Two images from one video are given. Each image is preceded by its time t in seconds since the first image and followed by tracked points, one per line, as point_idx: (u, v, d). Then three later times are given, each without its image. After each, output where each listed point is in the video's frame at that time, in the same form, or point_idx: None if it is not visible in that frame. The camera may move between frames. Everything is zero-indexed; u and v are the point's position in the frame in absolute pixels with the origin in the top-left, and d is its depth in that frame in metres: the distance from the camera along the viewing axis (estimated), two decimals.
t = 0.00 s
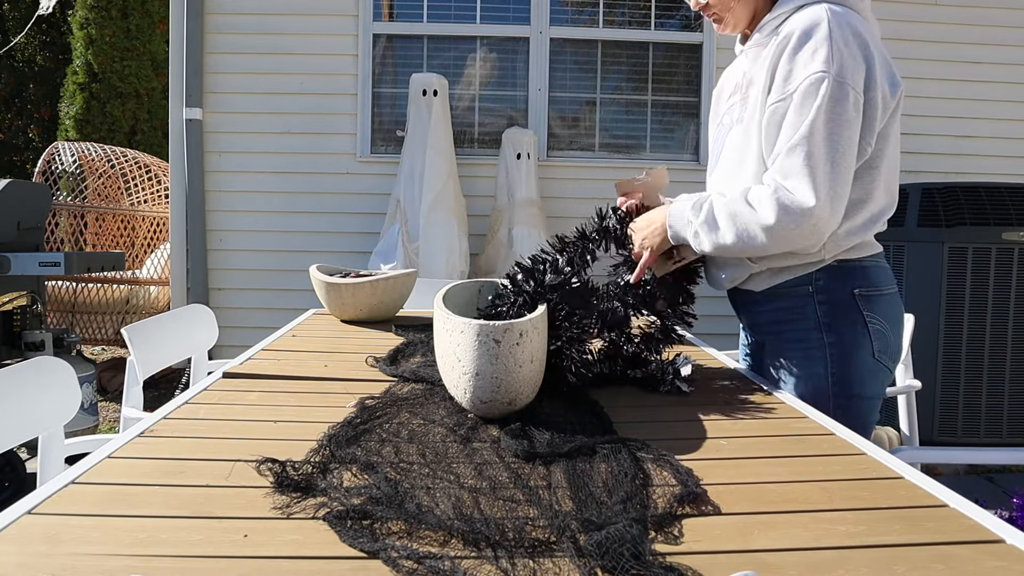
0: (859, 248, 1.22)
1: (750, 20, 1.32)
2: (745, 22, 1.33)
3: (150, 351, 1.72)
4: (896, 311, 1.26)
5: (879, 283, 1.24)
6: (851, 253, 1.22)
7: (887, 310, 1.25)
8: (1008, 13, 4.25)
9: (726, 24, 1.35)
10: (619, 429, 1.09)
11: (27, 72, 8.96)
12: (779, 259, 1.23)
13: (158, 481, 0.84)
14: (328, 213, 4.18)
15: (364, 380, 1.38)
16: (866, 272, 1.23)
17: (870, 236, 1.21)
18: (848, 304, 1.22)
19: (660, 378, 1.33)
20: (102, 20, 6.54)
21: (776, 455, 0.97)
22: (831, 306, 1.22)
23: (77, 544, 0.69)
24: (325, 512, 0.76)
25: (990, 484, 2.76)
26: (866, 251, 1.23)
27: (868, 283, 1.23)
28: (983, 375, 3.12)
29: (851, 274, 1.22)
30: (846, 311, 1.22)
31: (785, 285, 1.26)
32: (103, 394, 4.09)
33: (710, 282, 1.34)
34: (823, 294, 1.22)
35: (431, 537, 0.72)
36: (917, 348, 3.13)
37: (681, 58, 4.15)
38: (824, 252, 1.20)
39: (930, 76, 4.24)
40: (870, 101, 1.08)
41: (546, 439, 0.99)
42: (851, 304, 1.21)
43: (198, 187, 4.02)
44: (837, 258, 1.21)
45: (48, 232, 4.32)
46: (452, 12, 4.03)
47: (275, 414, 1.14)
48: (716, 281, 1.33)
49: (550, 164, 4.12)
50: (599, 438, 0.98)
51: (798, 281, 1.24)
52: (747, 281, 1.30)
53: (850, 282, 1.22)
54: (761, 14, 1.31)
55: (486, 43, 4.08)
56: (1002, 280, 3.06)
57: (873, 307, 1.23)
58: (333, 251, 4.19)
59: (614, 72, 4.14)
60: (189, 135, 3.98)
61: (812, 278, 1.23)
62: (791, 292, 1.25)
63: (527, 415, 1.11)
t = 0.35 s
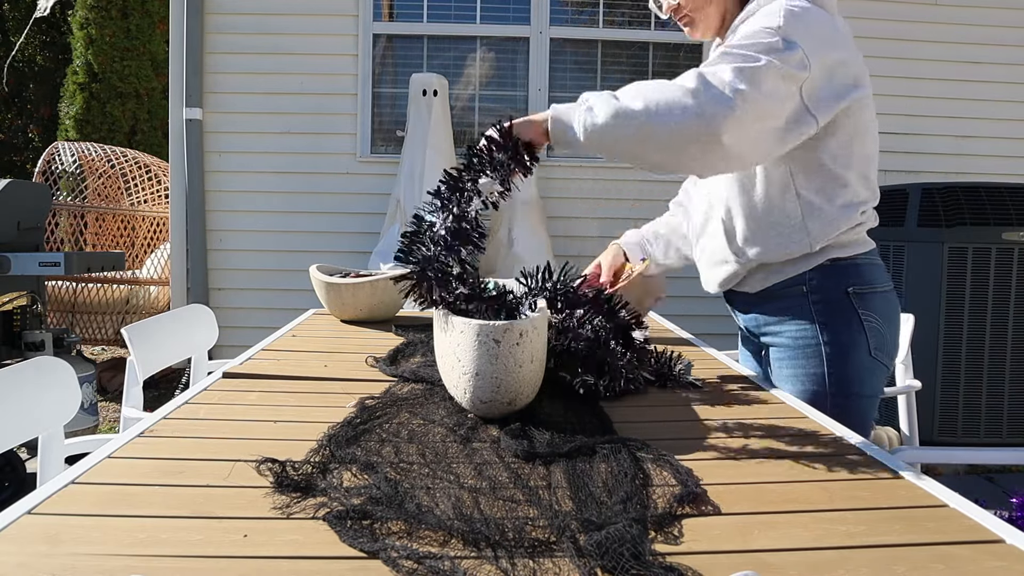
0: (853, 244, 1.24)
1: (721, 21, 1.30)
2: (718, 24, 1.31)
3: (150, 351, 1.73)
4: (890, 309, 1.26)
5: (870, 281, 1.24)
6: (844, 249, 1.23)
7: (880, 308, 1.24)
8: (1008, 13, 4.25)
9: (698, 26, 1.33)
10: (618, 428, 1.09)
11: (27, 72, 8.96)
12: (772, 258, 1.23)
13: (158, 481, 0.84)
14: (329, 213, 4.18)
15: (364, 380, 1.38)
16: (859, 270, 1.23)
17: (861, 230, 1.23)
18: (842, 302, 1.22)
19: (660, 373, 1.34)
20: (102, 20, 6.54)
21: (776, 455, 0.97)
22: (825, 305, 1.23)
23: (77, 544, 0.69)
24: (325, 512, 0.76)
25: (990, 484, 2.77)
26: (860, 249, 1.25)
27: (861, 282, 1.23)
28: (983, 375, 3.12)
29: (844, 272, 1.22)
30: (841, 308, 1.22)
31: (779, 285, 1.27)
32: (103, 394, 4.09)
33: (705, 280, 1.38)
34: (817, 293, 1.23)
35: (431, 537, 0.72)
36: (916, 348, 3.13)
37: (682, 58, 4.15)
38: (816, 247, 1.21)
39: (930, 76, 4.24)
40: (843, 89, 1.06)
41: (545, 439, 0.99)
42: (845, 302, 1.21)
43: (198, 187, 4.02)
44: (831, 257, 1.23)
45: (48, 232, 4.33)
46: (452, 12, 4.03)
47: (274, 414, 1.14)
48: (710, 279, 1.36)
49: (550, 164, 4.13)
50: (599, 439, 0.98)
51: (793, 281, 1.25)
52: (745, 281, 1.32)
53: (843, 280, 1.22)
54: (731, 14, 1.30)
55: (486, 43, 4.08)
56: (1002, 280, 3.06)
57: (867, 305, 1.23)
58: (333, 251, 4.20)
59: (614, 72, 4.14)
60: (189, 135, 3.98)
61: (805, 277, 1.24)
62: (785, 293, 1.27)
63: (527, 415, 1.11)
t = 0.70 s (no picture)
0: (847, 243, 1.24)
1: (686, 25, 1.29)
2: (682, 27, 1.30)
3: (150, 351, 1.73)
4: (884, 306, 1.26)
5: (863, 280, 1.24)
6: (833, 251, 1.22)
7: (874, 306, 1.25)
8: (1008, 12, 4.25)
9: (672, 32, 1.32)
10: (618, 428, 1.09)
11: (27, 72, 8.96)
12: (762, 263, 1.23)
13: (157, 481, 0.84)
14: (329, 213, 4.18)
15: (364, 380, 1.38)
16: (850, 270, 1.23)
17: (850, 232, 1.23)
18: (835, 303, 1.22)
19: (659, 372, 1.34)
20: (102, 20, 6.54)
21: (776, 455, 0.97)
22: (819, 307, 1.22)
23: (77, 544, 0.69)
24: (325, 512, 0.76)
25: (990, 484, 2.77)
26: (851, 244, 1.24)
27: (851, 280, 1.23)
28: (983, 375, 3.12)
29: (835, 273, 1.22)
30: (834, 310, 1.22)
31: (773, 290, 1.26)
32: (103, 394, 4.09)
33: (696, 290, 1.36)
34: (809, 295, 1.22)
35: (430, 537, 0.72)
36: (917, 348, 3.13)
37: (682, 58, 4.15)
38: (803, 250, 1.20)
39: (930, 76, 4.24)
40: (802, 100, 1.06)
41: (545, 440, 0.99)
42: (839, 303, 1.21)
43: (198, 187, 4.02)
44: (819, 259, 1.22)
45: (48, 232, 4.33)
46: (452, 12, 4.03)
47: (274, 414, 1.14)
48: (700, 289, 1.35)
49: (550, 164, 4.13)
50: (599, 439, 0.98)
51: (783, 287, 1.24)
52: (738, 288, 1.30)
53: (835, 281, 1.21)
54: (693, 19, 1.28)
55: (485, 43, 4.08)
56: (1002, 280, 3.06)
57: (860, 304, 1.23)
58: (333, 251, 4.20)
59: (614, 72, 4.14)
60: (189, 135, 3.98)
61: (797, 281, 1.23)
62: (779, 296, 1.25)
63: (527, 415, 1.11)
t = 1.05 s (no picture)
0: (845, 241, 1.23)
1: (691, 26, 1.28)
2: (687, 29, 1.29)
3: (151, 351, 1.73)
4: (884, 305, 1.26)
5: (864, 279, 1.23)
6: (832, 249, 1.21)
7: (873, 306, 1.24)
8: (1008, 12, 4.25)
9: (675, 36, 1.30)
10: (616, 428, 1.09)
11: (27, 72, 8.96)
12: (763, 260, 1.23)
13: (157, 481, 0.84)
14: (329, 213, 4.18)
15: (364, 380, 1.38)
16: (850, 269, 1.22)
17: (849, 229, 1.22)
18: (833, 302, 1.21)
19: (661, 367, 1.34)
20: (102, 20, 6.54)
21: (776, 455, 0.97)
22: (818, 305, 1.22)
23: (77, 544, 0.69)
24: (325, 512, 0.76)
25: (990, 483, 2.77)
26: (851, 245, 1.23)
27: (852, 279, 1.22)
28: (983, 375, 3.12)
29: (834, 272, 1.22)
30: (833, 308, 1.22)
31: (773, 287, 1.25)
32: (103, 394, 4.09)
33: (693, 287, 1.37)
34: (809, 294, 1.22)
35: (430, 537, 0.72)
36: (916, 348, 3.13)
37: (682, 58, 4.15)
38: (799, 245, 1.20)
39: (929, 76, 4.24)
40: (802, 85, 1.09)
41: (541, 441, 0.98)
42: (838, 301, 1.21)
43: (198, 187, 4.02)
44: (820, 257, 1.21)
45: (48, 232, 4.33)
46: (452, 12, 4.04)
47: (274, 414, 1.14)
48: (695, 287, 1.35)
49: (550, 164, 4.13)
50: (600, 439, 0.98)
51: (783, 284, 1.24)
52: (734, 286, 1.28)
53: (835, 279, 1.21)
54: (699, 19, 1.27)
55: (485, 43, 4.08)
56: (1001, 280, 3.06)
57: (859, 303, 1.23)
58: (333, 251, 4.20)
59: (614, 73, 4.14)
60: (189, 136, 3.98)
61: (797, 278, 1.23)
62: (778, 295, 1.25)
63: (526, 415, 1.11)
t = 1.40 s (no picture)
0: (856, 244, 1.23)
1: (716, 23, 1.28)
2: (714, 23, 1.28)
3: (151, 351, 1.73)
4: (892, 309, 1.26)
5: (873, 280, 1.24)
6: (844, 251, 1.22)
7: (882, 308, 1.25)
8: (1009, 12, 4.25)
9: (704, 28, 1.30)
10: (618, 428, 1.09)
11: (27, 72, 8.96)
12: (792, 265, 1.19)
13: (156, 481, 0.84)
14: (329, 213, 4.18)
15: (364, 380, 1.38)
16: (860, 270, 1.22)
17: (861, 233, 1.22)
18: (844, 302, 1.22)
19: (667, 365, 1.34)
20: (101, 20, 6.54)
21: (776, 456, 0.97)
22: (829, 305, 1.22)
23: (77, 544, 0.69)
24: (325, 512, 0.76)
25: (990, 484, 2.77)
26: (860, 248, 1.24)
27: (863, 281, 1.22)
28: (982, 375, 3.12)
29: (845, 272, 1.22)
30: (844, 309, 1.22)
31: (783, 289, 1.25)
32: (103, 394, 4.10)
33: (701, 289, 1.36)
34: (820, 293, 1.22)
35: (430, 537, 0.72)
36: (916, 348, 3.13)
37: (681, 57, 4.15)
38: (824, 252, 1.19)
39: (930, 76, 4.24)
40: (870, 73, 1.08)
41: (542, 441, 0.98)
42: (849, 301, 1.21)
43: (198, 187, 4.02)
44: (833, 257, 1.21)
45: (48, 232, 4.34)
46: (452, 12, 4.04)
47: (273, 414, 1.14)
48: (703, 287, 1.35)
49: (549, 164, 4.13)
50: (600, 440, 0.98)
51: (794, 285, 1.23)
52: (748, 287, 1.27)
53: (846, 280, 1.21)
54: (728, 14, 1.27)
55: (485, 43, 4.08)
56: (1002, 280, 3.06)
57: (869, 304, 1.23)
58: (333, 251, 4.20)
59: (614, 73, 4.14)
60: (189, 135, 3.97)
61: (808, 279, 1.23)
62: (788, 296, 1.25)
63: (527, 415, 1.11)
